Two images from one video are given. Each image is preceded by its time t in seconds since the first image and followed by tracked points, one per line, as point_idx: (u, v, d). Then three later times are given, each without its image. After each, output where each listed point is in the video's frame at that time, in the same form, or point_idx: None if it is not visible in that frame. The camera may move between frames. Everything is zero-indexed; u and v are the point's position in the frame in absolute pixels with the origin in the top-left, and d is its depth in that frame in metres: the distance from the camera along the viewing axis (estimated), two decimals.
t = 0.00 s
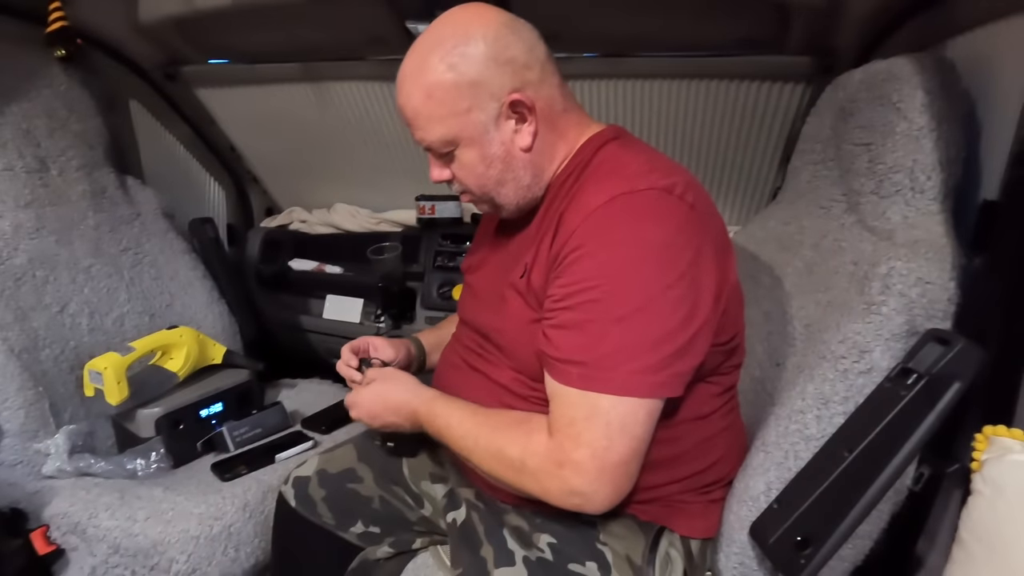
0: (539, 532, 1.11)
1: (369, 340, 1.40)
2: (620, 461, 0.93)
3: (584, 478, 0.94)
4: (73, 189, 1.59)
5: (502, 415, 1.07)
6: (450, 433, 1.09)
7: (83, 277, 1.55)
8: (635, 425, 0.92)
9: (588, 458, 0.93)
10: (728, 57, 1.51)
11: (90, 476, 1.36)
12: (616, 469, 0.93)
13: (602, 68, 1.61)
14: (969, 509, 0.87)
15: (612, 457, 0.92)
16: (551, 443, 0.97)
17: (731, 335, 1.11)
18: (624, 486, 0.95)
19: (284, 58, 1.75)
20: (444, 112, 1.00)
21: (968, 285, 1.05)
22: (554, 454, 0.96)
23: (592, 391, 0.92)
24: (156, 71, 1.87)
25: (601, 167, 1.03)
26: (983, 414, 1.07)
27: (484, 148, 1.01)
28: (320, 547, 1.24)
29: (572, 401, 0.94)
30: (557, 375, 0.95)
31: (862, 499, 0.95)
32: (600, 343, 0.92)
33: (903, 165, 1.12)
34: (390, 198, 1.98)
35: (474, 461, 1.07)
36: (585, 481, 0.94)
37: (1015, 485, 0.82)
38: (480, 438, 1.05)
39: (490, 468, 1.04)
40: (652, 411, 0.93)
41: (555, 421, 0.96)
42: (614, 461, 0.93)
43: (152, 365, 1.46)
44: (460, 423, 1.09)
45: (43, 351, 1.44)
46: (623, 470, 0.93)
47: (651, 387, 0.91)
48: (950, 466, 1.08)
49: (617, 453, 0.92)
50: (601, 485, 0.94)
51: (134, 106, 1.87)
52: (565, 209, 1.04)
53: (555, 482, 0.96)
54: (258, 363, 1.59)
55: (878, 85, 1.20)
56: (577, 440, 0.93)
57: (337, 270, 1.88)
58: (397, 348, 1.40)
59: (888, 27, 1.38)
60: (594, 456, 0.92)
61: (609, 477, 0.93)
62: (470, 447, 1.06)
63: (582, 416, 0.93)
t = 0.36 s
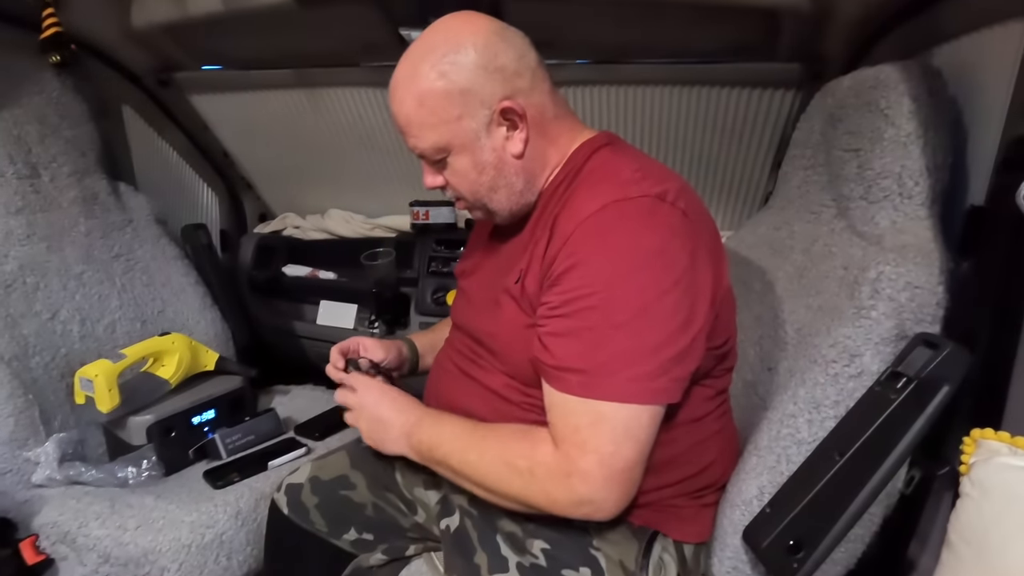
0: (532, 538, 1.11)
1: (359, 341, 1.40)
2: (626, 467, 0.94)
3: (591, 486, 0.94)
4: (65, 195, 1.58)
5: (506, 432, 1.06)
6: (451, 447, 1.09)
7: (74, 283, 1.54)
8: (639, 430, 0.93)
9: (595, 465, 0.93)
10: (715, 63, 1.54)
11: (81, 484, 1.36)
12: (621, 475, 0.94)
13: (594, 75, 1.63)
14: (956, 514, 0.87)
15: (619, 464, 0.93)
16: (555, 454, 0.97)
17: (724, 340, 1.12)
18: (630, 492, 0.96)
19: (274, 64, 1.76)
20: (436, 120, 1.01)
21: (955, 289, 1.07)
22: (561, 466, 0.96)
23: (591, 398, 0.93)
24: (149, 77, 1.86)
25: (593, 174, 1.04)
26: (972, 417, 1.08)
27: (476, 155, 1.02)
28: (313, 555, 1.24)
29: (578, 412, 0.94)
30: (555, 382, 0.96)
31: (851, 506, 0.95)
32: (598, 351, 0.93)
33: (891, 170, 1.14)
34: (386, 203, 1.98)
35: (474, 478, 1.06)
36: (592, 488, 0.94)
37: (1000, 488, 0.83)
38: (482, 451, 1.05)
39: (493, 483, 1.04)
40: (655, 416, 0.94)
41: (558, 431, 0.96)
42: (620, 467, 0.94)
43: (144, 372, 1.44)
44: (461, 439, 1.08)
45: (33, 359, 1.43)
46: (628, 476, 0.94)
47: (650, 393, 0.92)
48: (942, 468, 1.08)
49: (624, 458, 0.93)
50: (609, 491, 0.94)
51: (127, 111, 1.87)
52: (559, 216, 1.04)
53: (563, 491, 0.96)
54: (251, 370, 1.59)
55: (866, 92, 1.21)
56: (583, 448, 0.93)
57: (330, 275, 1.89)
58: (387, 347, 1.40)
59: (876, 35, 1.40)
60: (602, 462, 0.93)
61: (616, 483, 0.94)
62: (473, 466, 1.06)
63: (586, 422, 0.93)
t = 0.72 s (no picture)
0: (532, 546, 1.11)
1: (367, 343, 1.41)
2: (616, 469, 0.93)
3: (581, 488, 0.93)
4: (61, 203, 1.58)
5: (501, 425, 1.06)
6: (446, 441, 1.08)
7: (71, 291, 1.54)
8: (630, 434, 0.92)
9: (585, 466, 0.92)
10: (715, 71, 1.53)
11: (77, 493, 1.36)
12: (611, 478, 0.93)
13: (589, 82, 1.64)
14: (955, 520, 0.87)
15: (609, 467, 0.92)
16: (546, 451, 0.97)
17: (720, 345, 1.11)
18: (623, 498, 0.95)
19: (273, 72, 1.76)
20: (437, 125, 1.01)
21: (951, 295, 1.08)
22: (551, 463, 0.95)
23: (586, 400, 0.92)
24: (147, 85, 1.86)
25: (590, 179, 1.04)
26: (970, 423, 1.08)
27: (477, 160, 1.02)
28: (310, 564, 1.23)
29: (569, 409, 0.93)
30: (549, 385, 0.95)
31: (845, 520, 0.95)
32: (592, 353, 0.92)
33: (887, 178, 1.14)
34: (383, 209, 1.99)
35: (467, 470, 1.06)
36: (581, 490, 0.93)
37: (997, 493, 0.83)
38: (477, 442, 1.05)
39: (484, 478, 1.04)
40: (646, 420, 0.93)
41: (549, 431, 0.96)
42: (609, 469, 0.93)
43: (140, 380, 1.44)
44: (452, 430, 1.08)
45: (29, 367, 1.43)
46: (621, 480, 0.93)
47: (644, 396, 0.92)
48: (938, 475, 1.08)
49: (613, 462, 0.92)
50: (600, 494, 0.93)
51: (124, 118, 1.86)
52: (556, 220, 1.04)
53: (552, 490, 0.95)
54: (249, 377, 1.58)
55: (861, 100, 1.20)
56: (572, 450, 0.93)
57: (327, 282, 1.89)
58: (393, 359, 1.40)
59: (871, 42, 1.40)
60: (591, 464, 0.92)
61: (606, 486, 0.93)
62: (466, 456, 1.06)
63: (575, 424, 0.93)
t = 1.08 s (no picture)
0: (531, 554, 1.10)
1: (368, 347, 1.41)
2: (638, 476, 0.93)
3: (605, 499, 0.93)
4: (60, 210, 1.58)
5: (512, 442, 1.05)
6: (460, 458, 1.07)
7: (69, 299, 1.53)
8: (650, 438, 0.93)
9: (608, 477, 0.92)
10: (711, 79, 1.54)
11: (75, 502, 1.35)
12: (634, 486, 0.93)
13: (589, 90, 1.64)
14: (951, 531, 0.87)
15: (632, 474, 0.92)
16: (565, 467, 0.96)
17: (717, 353, 1.12)
18: (644, 503, 0.95)
19: (273, 80, 1.76)
20: (437, 133, 1.01)
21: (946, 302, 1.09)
22: (574, 479, 0.95)
23: (595, 411, 0.93)
24: (147, 93, 1.87)
25: (588, 188, 1.04)
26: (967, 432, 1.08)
27: (475, 168, 1.02)
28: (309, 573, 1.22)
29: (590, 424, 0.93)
30: (557, 396, 0.95)
31: (841, 529, 0.95)
32: (598, 363, 0.92)
33: (882, 186, 1.14)
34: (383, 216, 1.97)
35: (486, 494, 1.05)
36: (604, 501, 0.93)
37: (994, 501, 0.83)
38: (493, 468, 1.04)
39: (502, 498, 1.03)
40: (663, 425, 0.93)
41: (568, 444, 0.96)
42: (633, 477, 0.93)
43: (139, 388, 1.43)
44: (468, 452, 1.07)
45: (27, 375, 1.43)
46: (643, 483, 0.93)
47: (653, 403, 0.92)
48: (936, 481, 1.06)
49: (636, 468, 0.93)
50: (623, 502, 0.93)
51: (123, 125, 1.85)
52: (556, 230, 1.04)
53: (576, 506, 0.95)
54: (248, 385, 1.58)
55: (856, 109, 1.22)
56: (595, 461, 0.93)
57: (326, 289, 1.89)
58: (392, 364, 1.39)
59: (865, 52, 1.41)
60: (614, 474, 0.92)
61: (629, 493, 0.93)
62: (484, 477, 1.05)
63: (595, 434, 0.93)
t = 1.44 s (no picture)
0: (522, 567, 1.09)
1: (358, 360, 1.40)
2: (614, 489, 0.93)
3: (580, 510, 0.93)
4: (49, 222, 1.57)
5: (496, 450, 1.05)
6: (444, 466, 1.07)
7: (56, 310, 1.54)
8: (629, 452, 0.93)
9: (583, 488, 0.92)
10: (699, 94, 1.56)
11: (60, 517, 1.35)
12: (610, 499, 0.93)
13: (580, 104, 1.65)
14: (937, 545, 0.83)
15: (609, 487, 0.92)
16: (544, 476, 0.96)
17: (707, 365, 1.11)
18: (621, 518, 0.95)
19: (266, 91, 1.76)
20: (439, 138, 1.01)
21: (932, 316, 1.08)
22: (550, 488, 0.95)
23: (585, 423, 0.92)
24: (138, 104, 1.86)
25: (583, 203, 1.05)
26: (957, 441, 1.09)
27: (474, 175, 1.02)
28: None
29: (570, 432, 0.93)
30: (547, 408, 0.95)
31: (829, 539, 0.88)
32: (588, 376, 0.92)
33: (865, 202, 1.14)
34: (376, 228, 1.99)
35: (466, 497, 1.05)
36: (580, 512, 0.93)
37: (978, 512, 0.80)
38: (473, 470, 1.04)
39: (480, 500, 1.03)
40: (643, 440, 0.93)
41: (547, 453, 0.96)
42: (609, 489, 0.92)
43: (127, 401, 1.43)
44: (450, 459, 1.07)
45: (13, 388, 1.45)
46: (619, 498, 0.93)
47: (640, 418, 0.92)
48: (921, 492, 1.02)
49: (613, 483, 0.93)
50: (598, 514, 0.93)
51: (113, 137, 1.86)
52: (549, 243, 1.05)
53: (552, 515, 0.95)
54: (237, 397, 1.57)
55: (841, 126, 1.20)
56: (571, 471, 0.93)
57: (316, 299, 1.89)
58: (382, 380, 1.39)
59: (849, 69, 1.43)
60: (590, 485, 0.92)
61: (604, 506, 0.93)
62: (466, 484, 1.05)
63: (573, 446, 0.93)
